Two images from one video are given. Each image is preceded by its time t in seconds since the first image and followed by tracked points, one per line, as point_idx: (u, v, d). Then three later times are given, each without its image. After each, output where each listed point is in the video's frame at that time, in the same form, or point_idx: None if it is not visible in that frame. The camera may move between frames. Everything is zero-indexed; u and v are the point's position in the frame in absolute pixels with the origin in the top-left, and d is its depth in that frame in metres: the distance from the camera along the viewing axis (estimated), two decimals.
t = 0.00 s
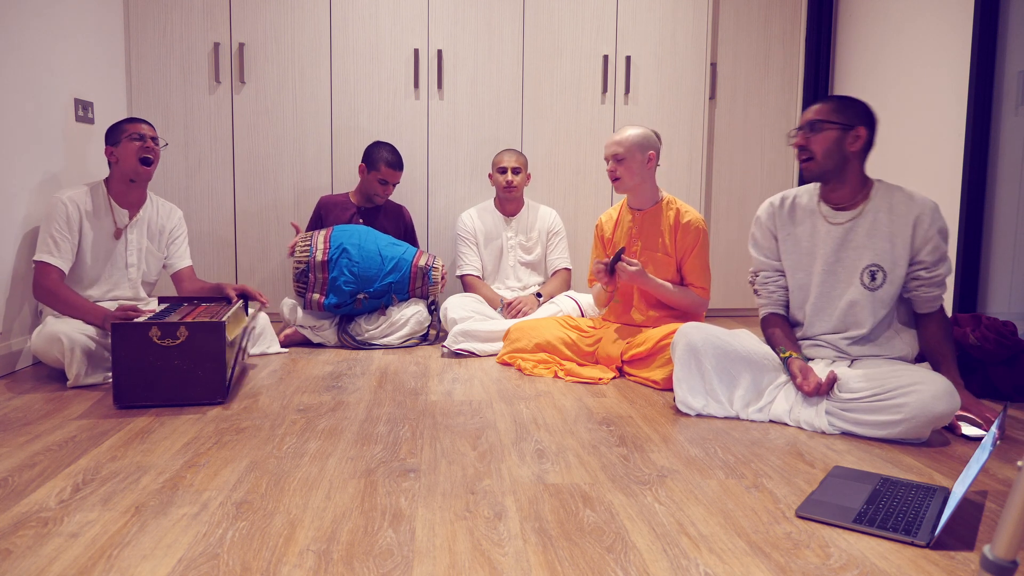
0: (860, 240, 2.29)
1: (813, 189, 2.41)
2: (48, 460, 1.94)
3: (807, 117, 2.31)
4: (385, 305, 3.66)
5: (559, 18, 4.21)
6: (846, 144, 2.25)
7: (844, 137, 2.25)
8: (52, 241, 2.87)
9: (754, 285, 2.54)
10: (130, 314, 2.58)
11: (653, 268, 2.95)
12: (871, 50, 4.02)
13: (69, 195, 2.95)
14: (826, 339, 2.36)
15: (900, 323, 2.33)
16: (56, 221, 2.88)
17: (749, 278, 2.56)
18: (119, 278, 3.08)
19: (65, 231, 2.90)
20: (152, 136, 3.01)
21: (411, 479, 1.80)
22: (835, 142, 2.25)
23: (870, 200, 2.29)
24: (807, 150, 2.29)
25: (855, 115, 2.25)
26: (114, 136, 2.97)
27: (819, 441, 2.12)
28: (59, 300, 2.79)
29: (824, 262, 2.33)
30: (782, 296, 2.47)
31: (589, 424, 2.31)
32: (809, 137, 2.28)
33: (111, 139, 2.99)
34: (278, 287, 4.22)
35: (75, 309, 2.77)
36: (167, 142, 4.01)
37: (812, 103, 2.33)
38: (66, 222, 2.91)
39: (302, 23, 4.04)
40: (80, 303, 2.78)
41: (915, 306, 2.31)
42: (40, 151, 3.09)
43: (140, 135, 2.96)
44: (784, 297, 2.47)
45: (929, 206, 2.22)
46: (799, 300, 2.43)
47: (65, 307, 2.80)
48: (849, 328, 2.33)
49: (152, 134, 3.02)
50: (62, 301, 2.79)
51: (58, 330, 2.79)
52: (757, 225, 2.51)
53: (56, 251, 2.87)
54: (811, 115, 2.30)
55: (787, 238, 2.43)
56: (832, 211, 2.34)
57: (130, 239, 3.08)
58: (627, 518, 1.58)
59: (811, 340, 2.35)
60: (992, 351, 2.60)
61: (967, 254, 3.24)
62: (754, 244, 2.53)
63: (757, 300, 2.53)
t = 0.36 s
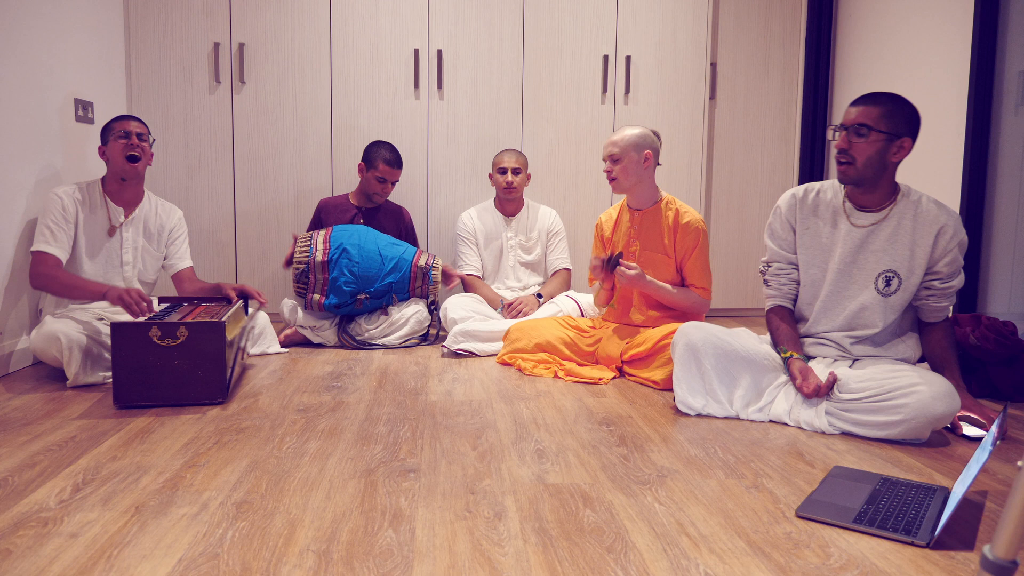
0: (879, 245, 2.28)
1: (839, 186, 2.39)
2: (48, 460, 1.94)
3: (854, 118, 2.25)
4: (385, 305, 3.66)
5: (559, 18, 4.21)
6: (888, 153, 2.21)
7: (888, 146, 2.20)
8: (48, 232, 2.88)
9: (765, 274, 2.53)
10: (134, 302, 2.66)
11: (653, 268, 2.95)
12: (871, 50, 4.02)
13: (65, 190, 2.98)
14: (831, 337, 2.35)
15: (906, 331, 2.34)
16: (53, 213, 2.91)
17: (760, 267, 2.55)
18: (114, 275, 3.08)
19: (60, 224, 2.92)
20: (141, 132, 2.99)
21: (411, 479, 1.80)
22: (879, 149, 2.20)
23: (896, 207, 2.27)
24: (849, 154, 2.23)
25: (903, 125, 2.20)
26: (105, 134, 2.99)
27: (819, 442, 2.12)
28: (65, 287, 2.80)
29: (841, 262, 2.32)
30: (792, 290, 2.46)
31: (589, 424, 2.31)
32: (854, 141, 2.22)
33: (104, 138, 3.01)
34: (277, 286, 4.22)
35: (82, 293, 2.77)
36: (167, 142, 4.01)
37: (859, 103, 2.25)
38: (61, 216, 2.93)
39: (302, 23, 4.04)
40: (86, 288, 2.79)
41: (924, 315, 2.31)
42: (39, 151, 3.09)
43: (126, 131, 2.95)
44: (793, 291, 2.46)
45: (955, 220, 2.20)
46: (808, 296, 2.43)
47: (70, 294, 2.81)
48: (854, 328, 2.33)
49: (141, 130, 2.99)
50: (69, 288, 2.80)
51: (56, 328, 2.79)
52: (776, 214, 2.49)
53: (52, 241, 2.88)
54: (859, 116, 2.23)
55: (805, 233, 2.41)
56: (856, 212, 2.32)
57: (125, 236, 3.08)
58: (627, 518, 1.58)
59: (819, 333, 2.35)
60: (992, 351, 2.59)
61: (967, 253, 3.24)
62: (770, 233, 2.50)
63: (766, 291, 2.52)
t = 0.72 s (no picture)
0: (879, 244, 2.28)
1: (837, 186, 2.37)
2: (48, 460, 1.94)
3: (856, 131, 2.18)
4: (385, 305, 3.66)
5: (559, 19, 4.21)
6: (895, 158, 2.19)
7: (895, 152, 2.18)
8: (52, 227, 2.90)
9: (765, 275, 2.52)
10: (133, 301, 2.64)
11: (652, 268, 2.95)
12: (871, 49, 4.02)
13: (64, 189, 2.98)
14: (831, 336, 2.35)
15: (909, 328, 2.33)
16: (54, 209, 2.92)
17: (760, 268, 2.54)
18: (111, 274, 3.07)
19: (61, 219, 2.93)
20: (138, 132, 2.98)
21: (411, 479, 1.80)
22: (887, 156, 2.17)
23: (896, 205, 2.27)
24: (860, 166, 2.18)
25: (906, 128, 2.17)
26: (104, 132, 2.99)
27: (819, 442, 2.12)
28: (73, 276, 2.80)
29: (841, 261, 2.32)
30: (793, 290, 2.46)
31: (589, 424, 2.31)
32: (864, 153, 2.17)
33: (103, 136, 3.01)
34: (277, 286, 4.22)
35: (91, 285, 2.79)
36: (168, 142, 4.01)
37: (854, 113, 2.19)
38: (63, 212, 2.94)
39: (301, 23, 4.04)
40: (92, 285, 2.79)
41: (926, 312, 2.32)
42: (39, 151, 3.09)
43: (122, 131, 2.95)
44: (794, 292, 2.46)
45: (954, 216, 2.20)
46: (809, 295, 2.43)
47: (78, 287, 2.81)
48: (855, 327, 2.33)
49: (140, 131, 2.99)
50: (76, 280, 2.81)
51: (57, 329, 2.79)
52: (776, 215, 2.48)
53: (54, 236, 2.89)
54: (862, 128, 2.17)
55: (805, 233, 2.41)
56: (860, 214, 2.30)
57: (122, 236, 3.08)
58: (627, 518, 1.58)
59: (821, 333, 2.35)
60: (992, 350, 2.60)
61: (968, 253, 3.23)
62: (770, 234, 2.50)
63: (766, 292, 2.51)
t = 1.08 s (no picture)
0: (858, 239, 2.28)
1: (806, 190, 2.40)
2: (48, 460, 1.94)
3: (814, 142, 2.18)
4: (385, 305, 3.66)
5: (559, 19, 4.21)
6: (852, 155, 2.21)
7: (851, 150, 2.20)
8: (50, 237, 2.91)
9: (752, 288, 2.54)
10: (133, 304, 2.66)
11: (652, 267, 2.95)
12: (871, 49, 4.02)
13: (66, 195, 2.98)
14: (826, 338, 2.34)
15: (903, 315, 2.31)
16: (55, 219, 2.92)
17: (748, 281, 2.56)
18: (115, 277, 3.07)
19: (62, 229, 2.94)
20: (143, 138, 2.99)
21: (411, 479, 1.80)
22: (846, 157, 2.19)
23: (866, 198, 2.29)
24: (824, 172, 2.20)
25: (854, 125, 2.19)
26: (105, 136, 2.97)
27: (819, 442, 2.12)
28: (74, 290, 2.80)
29: (823, 263, 2.33)
30: (781, 299, 2.47)
31: (589, 424, 2.31)
32: (827, 161, 2.18)
33: (103, 140, 2.99)
34: (278, 286, 4.22)
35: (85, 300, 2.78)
36: (168, 142, 4.02)
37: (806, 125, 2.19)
38: (63, 219, 2.95)
39: (301, 22, 4.04)
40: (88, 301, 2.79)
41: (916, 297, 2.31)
42: (39, 151, 3.09)
43: (129, 138, 2.95)
44: (783, 300, 2.47)
45: (926, 202, 2.22)
46: (798, 301, 2.43)
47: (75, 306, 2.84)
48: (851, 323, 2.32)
49: (144, 136, 2.99)
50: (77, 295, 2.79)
51: (57, 329, 2.79)
52: (753, 229, 2.50)
53: (54, 250, 2.90)
54: (818, 138, 2.18)
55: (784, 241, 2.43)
56: (832, 215, 2.32)
57: (127, 238, 3.08)
58: (626, 518, 1.58)
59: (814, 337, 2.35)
60: (992, 351, 2.60)
61: (967, 252, 3.23)
62: (751, 248, 2.52)
63: (757, 305, 2.53)
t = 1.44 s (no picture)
0: (831, 235, 2.32)
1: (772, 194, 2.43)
2: (48, 460, 1.93)
3: (767, 151, 2.21)
4: (385, 305, 3.66)
5: (559, 18, 4.21)
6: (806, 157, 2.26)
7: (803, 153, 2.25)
8: (51, 243, 2.89)
9: (741, 299, 2.55)
10: (135, 307, 2.67)
11: (652, 267, 2.95)
12: (870, 49, 4.02)
13: (67, 198, 2.96)
14: (823, 340, 2.35)
15: (892, 306, 2.33)
16: (55, 223, 2.90)
17: (736, 293, 2.57)
18: (115, 278, 3.08)
19: (63, 233, 2.92)
20: (144, 139, 2.98)
21: (411, 479, 1.80)
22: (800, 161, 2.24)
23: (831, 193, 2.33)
24: (784, 179, 2.24)
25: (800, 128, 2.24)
26: (104, 137, 2.94)
27: (819, 442, 2.12)
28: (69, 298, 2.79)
29: (801, 263, 2.36)
30: (769, 304, 2.48)
31: (589, 424, 2.31)
32: (784, 168, 2.22)
33: (100, 141, 2.95)
34: (278, 287, 4.22)
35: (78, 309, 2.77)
36: (168, 143, 4.02)
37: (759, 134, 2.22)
38: (64, 224, 2.93)
39: (302, 22, 4.04)
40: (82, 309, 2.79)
41: (900, 287, 2.32)
42: (39, 152, 3.09)
43: (131, 139, 2.94)
44: (771, 305, 2.48)
45: (888, 190, 2.27)
46: (784, 304, 2.43)
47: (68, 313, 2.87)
48: (843, 320, 2.32)
49: (144, 137, 2.99)
50: (72, 303, 2.80)
51: (57, 329, 2.79)
52: (732, 242, 2.53)
53: (55, 254, 2.89)
54: (771, 146, 2.21)
55: (762, 248, 2.45)
56: (801, 216, 2.36)
57: (128, 239, 3.08)
58: (627, 518, 1.58)
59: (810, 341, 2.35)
60: (992, 350, 2.60)
61: (967, 252, 3.23)
62: (733, 260, 2.55)
63: (748, 315, 2.54)
